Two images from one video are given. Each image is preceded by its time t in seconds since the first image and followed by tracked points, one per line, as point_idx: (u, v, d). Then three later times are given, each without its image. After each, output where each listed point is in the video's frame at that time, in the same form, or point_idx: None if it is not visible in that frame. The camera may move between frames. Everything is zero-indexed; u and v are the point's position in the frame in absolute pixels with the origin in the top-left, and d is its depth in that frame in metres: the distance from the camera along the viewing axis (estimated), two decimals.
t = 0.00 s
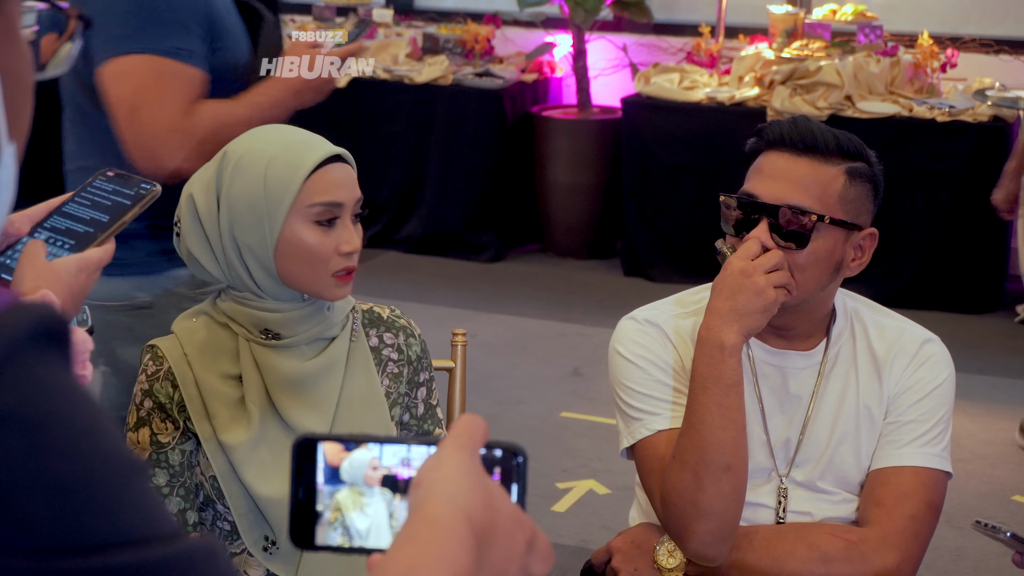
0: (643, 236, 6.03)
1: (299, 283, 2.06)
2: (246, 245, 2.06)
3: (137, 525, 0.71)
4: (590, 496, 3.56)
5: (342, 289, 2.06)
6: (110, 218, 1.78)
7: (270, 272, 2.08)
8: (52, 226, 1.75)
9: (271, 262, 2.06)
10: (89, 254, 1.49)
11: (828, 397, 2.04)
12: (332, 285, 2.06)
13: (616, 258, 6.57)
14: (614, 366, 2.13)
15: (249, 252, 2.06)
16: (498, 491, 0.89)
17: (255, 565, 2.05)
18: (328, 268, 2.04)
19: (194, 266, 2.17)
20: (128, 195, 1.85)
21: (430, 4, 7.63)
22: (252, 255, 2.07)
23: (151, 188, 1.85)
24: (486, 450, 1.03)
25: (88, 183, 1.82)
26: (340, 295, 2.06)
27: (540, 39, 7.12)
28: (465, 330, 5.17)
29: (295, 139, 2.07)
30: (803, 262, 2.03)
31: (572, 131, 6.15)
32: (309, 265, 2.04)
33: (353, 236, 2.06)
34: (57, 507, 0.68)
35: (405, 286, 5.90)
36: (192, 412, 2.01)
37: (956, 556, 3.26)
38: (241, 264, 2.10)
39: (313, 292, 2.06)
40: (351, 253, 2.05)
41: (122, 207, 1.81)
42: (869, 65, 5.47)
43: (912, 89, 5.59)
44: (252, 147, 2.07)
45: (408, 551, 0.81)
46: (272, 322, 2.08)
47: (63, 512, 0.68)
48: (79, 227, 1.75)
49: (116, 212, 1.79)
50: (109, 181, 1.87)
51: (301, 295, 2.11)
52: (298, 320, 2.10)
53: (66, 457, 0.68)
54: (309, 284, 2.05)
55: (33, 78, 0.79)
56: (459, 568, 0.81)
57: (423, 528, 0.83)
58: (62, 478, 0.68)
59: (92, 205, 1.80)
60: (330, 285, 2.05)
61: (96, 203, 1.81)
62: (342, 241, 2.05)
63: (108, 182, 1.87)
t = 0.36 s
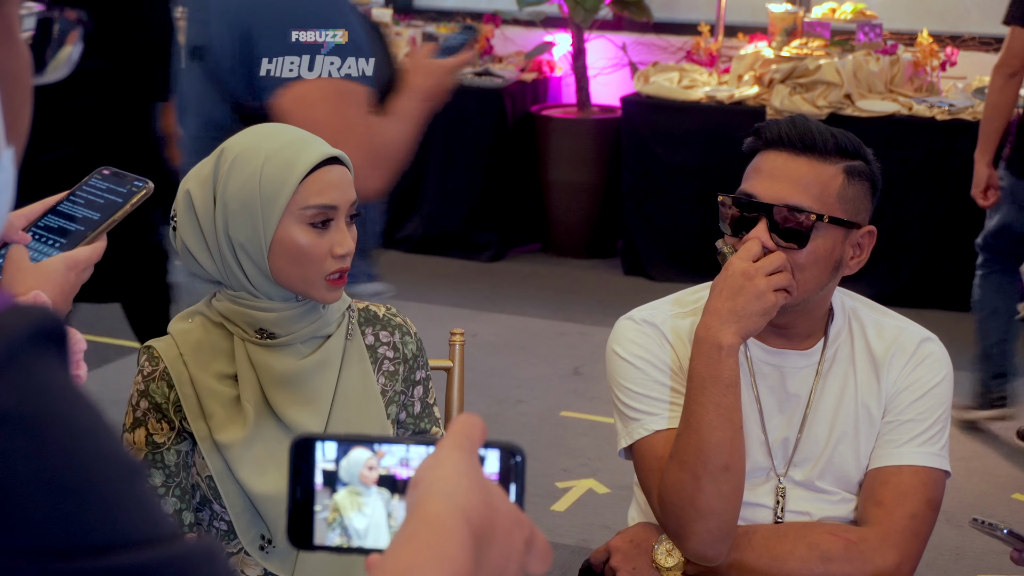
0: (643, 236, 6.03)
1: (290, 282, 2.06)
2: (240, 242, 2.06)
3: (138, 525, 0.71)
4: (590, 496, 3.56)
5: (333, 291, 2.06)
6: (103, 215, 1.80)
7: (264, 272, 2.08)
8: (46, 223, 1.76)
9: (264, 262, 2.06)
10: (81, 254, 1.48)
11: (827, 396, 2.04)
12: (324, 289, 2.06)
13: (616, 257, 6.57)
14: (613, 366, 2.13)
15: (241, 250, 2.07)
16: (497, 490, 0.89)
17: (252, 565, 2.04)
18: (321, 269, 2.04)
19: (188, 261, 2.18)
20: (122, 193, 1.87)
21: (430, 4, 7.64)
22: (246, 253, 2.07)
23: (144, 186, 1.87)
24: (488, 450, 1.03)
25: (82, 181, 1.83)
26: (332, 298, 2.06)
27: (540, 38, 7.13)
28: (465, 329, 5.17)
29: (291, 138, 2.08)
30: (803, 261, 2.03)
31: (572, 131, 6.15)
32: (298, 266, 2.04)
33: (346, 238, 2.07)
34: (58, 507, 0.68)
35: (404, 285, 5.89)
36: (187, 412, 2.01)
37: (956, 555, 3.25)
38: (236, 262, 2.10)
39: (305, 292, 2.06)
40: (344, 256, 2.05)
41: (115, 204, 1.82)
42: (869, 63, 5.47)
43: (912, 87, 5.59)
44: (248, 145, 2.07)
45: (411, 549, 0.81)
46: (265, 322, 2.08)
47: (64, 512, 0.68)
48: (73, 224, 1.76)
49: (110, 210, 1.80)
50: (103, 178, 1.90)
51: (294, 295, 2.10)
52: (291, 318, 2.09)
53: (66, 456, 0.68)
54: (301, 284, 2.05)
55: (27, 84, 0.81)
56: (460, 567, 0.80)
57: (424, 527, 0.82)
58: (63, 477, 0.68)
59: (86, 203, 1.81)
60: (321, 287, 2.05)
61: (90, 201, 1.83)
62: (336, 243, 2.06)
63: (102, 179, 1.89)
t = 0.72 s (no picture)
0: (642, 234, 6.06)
1: (294, 282, 2.07)
2: (240, 248, 2.07)
3: (128, 525, 0.71)
4: (588, 494, 3.56)
5: (337, 289, 2.08)
6: (95, 214, 1.80)
7: (267, 273, 2.09)
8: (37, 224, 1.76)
9: (266, 263, 2.07)
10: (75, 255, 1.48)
11: (823, 394, 2.04)
12: (326, 286, 2.07)
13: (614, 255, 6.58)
14: (609, 364, 2.13)
15: (242, 254, 2.08)
16: (491, 488, 0.89)
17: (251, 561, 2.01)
18: (323, 265, 2.05)
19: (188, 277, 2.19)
20: (112, 192, 1.86)
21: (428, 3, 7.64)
22: (246, 257, 2.08)
23: (136, 183, 1.87)
24: (484, 448, 1.03)
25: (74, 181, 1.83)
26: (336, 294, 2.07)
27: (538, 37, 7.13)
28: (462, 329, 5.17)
29: (279, 139, 2.07)
30: (809, 257, 2.03)
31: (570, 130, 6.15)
32: (301, 264, 2.05)
33: (346, 228, 2.05)
34: (50, 505, 0.68)
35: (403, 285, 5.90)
36: (188, 408, 2.00)
37: (954, 553, 3.26)
38: (233, 267, 2.11)
39: (308, 291, 2.07)
40: (346, 247, 2.05)
41: (107, 203, 1.83)
42: (867, 61, 5.44)
43: (909, 85, 5.59)
44: (235, 154, 2.08)
45: (406, 549, 0.80)
46: (265, 320, 2.10)
47: (56, 510, 0.68)
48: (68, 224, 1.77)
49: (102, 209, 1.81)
50: (92, 177, 1.89)
51: (298, 295, 2.12)
52: (291, 318, 2.11)
53: (58, 458, 0.69)
54: (304, 282, 2.06)
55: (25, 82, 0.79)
56: (456, 568, 0.80)
57: (419, 524, 0.82)
58: (52, 477, 0.68)
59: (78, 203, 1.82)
60: (324, 285, 2.07)
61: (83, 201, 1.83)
62: (336, 235, 2.05)
63: (91, 178, 1.89)
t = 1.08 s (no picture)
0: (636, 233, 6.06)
1: (287, 280, 2.07)
2: (233, 243, 2.08)
3: (111, 525, 0.70)
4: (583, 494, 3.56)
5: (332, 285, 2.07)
6: (88, 217, 1.80)
7: (258, 270, 2.10)
8: (30, 226, 1.76)
9: (257, 259, 2.08)
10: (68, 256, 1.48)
11: (818, 393, 2.04)
12: (322, 281, 2.06)
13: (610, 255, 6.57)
14: (603, 362, 2.13)
15: (235, 248, 2.09)
16: (484, 484, 0.88)
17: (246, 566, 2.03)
18: (317, 264, 2.05)
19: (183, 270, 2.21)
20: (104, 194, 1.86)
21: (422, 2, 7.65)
22: (239, 252, 2.09)
23: (129, 187, 1.85)
24: (476, 443, 1.03)
25: (64, 184, 1.83)
26: (329, 290, 2.07)
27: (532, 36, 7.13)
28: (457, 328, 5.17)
29: (279, 136, 2.08)
30: (805, 250, 1.99)
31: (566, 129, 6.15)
32: (295, 260, 2.05)
33: (338, 231, 2.06)
34: (32, 504, 0.67)
35: (398, 284, 5.89)
36: (179, 411, 2.00)
37: (949, 550, 3.26)
38: (228, 262, 2.12)
39: (302, 288, 2.07)
40: (338, 249, 2.04)
41: (100, 206, 1.82)
42: (861, 60, 5.53)
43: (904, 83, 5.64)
44: (236, 147, 2.10)
45: (399, 544, 0.80)
46: (259, 320, 2.10)
47: (37, 513, 0.67)
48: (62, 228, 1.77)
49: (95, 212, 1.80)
50: (84, 178, 1.88)
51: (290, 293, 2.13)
52: (288, 317, 2.11)
53: (31, 458, 0.68)
54: (296, 279, 2.06)
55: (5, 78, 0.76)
56: (446, 566, 0.80)
57: (413, 520, 0.81)
58: (32, 477, 0.67)
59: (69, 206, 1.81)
60: (319, 279, 2.06)
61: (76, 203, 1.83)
62: (328, 236, 2.05)
63: (83, 179, 1.88)
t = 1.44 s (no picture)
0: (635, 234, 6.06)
1: (285, 283, 2.07)
2: (231, 243, 2.08)
3: (109, 524, 0.69)
4: (583, 495, 3.56)
5: (329, 290, 2.06)
6: (90, 213, 1.78)
7: (257, 272, 2.09)
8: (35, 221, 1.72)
9: (255, 261, 2.07)
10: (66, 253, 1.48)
11: (816, 394, 2.04)
12: (320, 286, 2.06)
13: (609, 256, 6.57)
14: (603, 363, 2.14)
15: (233, 251, 2.08)
16: (480, 483, 0.88)
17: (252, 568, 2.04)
18: (314, 268, 2.04)
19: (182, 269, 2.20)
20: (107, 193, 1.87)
21: (421, 3, 7.66)
22: (235, 253, 2.09)
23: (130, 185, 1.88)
24: (471, 445, 1.03)
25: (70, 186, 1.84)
26: (325, 296, 2.06)
27: (531, 37, 7.13)
28: (456, 329, 5.17)
29: (275, 137, 2.08)
30: (811, 257, 1.99)
31: (565, 130, 6.16)
32: (292, 264, 2.05)
33: (336, 234, 2.05)
34: (23, 505, 0.67)
35: (396, 285, 5.89)
36: (181, 411, 2.00)
37: (949, 552, 3.26)
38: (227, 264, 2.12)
39: (298, 293, 2.06)
40: (335, 252, 2.04)
41: (102, 203, 1.82)
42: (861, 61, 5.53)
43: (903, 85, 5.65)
44: (234, 148, 2.10)
45: (395, 547, 0.80)
46: (257, 321, 2.10)
47: (36, 513, 0.67)
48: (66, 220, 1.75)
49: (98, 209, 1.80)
50: (88, 182, 1.92)
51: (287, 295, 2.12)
52: (284, 319, 2.11)
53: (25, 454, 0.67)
54: (292, 282, 2.06)
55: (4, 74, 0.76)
56: (441, 568, 0.79)
57: (410, 519, 0.81)
58: (28, 476, 0.67)
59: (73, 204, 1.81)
60: (315, 286, 2.05)
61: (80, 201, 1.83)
62: (326, 239, 2.04)
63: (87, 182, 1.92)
